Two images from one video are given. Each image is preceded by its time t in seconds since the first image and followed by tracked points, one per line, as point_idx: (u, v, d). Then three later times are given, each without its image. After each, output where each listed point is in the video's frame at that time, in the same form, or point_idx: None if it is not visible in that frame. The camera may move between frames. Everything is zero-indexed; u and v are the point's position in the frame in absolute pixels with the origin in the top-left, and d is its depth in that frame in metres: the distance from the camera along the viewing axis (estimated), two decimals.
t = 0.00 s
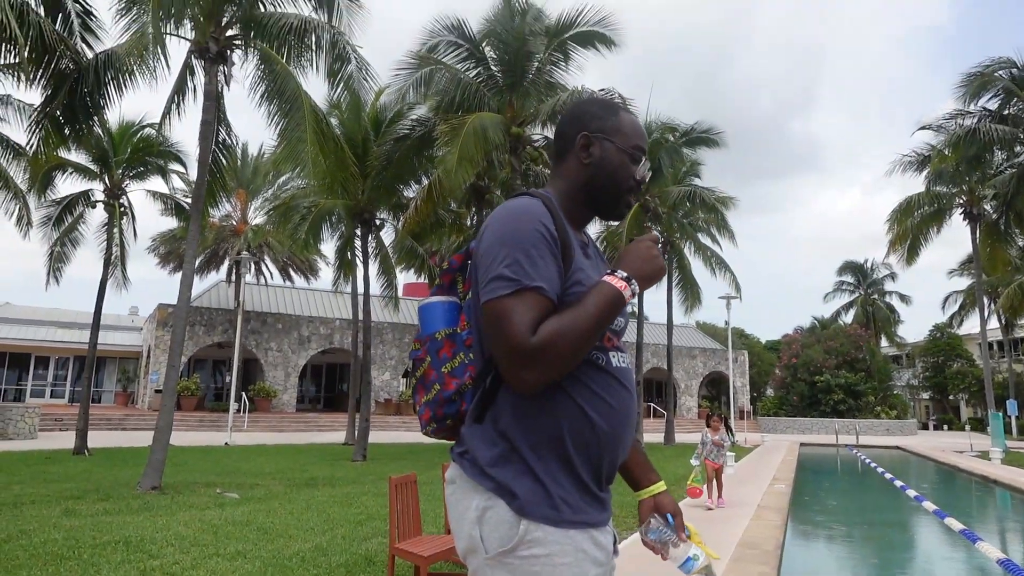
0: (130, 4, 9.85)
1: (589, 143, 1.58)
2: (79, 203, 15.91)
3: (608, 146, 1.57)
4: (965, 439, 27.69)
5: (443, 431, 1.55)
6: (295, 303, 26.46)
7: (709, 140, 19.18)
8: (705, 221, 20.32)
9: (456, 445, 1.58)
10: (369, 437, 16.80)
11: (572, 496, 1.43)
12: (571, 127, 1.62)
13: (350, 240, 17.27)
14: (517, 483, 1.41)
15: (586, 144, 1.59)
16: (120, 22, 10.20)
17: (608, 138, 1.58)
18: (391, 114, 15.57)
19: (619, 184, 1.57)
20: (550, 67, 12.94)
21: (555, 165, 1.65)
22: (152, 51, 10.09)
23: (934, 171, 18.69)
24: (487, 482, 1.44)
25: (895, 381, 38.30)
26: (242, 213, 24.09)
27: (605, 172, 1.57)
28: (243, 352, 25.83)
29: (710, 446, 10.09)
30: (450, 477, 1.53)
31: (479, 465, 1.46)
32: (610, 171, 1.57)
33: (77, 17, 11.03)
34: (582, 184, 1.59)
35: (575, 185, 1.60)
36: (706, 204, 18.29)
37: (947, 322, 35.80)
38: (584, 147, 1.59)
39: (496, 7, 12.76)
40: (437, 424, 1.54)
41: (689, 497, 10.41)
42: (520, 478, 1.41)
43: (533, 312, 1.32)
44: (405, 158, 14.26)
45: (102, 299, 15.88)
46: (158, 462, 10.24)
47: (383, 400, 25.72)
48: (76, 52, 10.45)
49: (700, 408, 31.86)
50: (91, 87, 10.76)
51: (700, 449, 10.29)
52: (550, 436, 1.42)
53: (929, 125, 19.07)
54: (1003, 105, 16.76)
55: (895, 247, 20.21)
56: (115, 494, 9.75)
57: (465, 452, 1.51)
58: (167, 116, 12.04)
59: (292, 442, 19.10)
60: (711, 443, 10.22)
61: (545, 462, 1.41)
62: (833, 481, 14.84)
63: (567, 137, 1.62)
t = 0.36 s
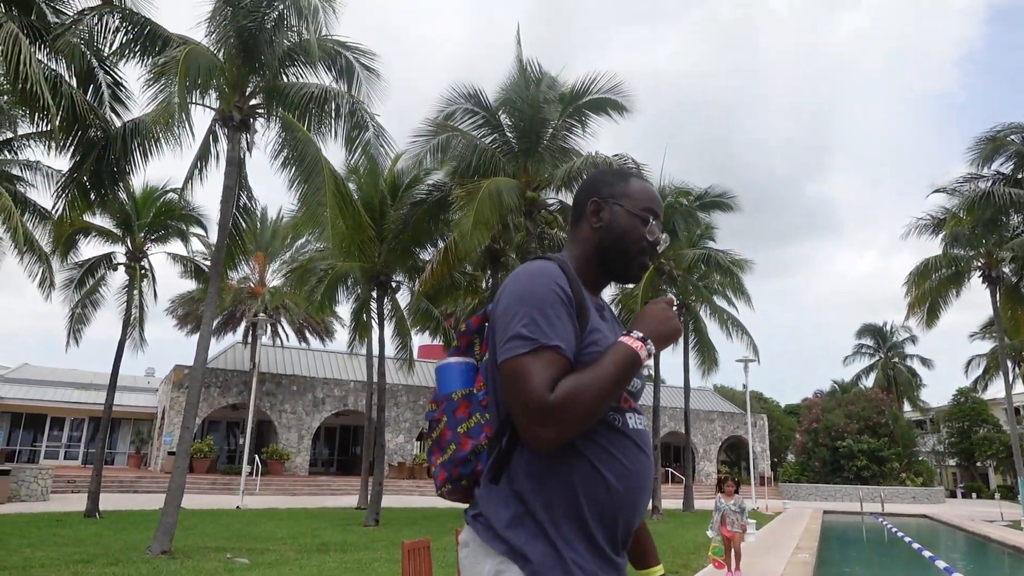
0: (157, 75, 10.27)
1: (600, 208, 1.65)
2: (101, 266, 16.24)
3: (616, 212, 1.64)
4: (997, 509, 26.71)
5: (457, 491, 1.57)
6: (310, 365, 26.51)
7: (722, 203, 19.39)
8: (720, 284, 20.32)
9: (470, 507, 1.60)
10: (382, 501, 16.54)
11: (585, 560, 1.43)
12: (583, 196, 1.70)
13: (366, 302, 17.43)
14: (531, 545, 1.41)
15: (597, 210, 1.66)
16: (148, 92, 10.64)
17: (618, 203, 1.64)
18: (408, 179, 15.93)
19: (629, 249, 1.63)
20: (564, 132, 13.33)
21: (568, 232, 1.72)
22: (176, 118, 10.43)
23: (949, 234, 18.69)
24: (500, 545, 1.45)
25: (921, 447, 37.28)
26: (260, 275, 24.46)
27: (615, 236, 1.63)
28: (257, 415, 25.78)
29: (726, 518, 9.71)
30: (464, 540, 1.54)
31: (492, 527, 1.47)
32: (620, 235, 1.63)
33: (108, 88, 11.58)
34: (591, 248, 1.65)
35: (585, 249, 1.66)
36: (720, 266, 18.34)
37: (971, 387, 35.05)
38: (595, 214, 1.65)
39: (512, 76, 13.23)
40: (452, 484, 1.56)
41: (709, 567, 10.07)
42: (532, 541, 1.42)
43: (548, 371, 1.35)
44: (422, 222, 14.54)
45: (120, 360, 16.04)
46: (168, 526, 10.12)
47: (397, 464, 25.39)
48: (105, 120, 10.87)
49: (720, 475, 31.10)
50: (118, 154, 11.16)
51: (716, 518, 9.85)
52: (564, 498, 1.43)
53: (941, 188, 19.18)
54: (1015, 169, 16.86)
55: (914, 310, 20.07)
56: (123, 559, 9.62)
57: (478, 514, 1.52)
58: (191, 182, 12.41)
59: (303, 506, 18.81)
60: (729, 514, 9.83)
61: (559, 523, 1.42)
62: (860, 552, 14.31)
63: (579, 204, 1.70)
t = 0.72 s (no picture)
0: (172, 100, 10.45)
1: (597, 233, 1.69)
2: (113, 287, 16.38)
3: (614, 235, 1.67)
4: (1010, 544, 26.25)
5: (463, 522, 1.59)
6: (318, 389, 26.50)
7: (731, 231, 19.42)
8: (729, 312, 20.28)
9: (478, 536, 1.62)
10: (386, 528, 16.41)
11: None
12: (582, 222, 1.74)
13: (375, 326, 17.48)
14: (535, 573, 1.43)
15: (594, 236, 1.70)
16: (162, 116, 10.83)
17: (614, 227, 1.68)
18: (418, 205, 16.05)
19: (627, 270, 1.65)
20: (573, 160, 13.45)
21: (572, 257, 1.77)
22: (189, 142, 10.58)
23: (959, 265, 18.62)
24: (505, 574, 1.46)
25: (932, 480, 36.74)
26: (269, 298, 24.59)
27: (614, 259, 1.66)
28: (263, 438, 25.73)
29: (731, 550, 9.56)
30: (473, 569, 1.56)
31: (497, 555, 1.49)
32: (618, 255, 1.65)
33: (124, 112, 11.81)
34: (591, 273, 1.69)
35: (585, 273, 1.70)
36: (729, 294, 18.32)
37: (983, 419, 34.60)
38: (592, 239, 1.70)
39: (522, 104, 13.42)
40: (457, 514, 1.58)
41: None
42: (537, 569, 1.44)
43: (543, 401, 1.38)
44: (431, 247, 14.64)
45: (129, 382, 16.11)
46: (171, 549, 10.06)
47: (402, 490, 25.22)
48: (121, 143, 11.06)
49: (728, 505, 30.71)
50: (132, 176, 11.33)
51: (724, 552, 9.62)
52: (566, 525, 1.44)
53: (951, 219, 19.15)
54: None
55: (924, 341, 19.98)
56: None
57: (485, 543, 1.55)
58: (203, 205, 12.57)
59: (307, 532, 18.67)
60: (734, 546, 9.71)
61: (561, 552, 1.43)
62: None
63: (578, 231, 1.75)
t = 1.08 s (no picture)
0: (175, 110, 10.52)
1: (589, 250, 1.74)
2: (110, 296, 16.38)
3: (606, 249, 1.71)
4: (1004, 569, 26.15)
5: (460, 538, 1.62)
6: (313, 401, 26.41)
7: (728, 251, 19.50)
8: (726, 331, 20.31)
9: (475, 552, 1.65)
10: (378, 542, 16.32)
11: None
12: (574, 240, 1.79)
13: (371, 339, 17.49)
14: None
15: (586, 253, 1.74)
16: (165, 126, 10.90)
17: (605, 242, 1.72)
18: (418, 219, 16.12)
19: (618, 285, 1.69)
20: (573, 178, 13.54)
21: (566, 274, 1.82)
22: (191, 152, 10.62)
23: (955, 288, 18.70)
24: None
25: (927, 503, 36.64)
26: (267, 309, 24.59)
27: (604, 273, 1.70)
28: (257, 450, 25.61)
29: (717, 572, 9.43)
30: None
31: (494, 569, 1.52)
32: (609, 271, 1.70)
33: (127, 122, 11.89)
34: (584, 289, 1.73)
35: (578, 289, 1.74)
36: (725, 313, 18.36)
37: (978, 443, 34.56)
38: (584, 256, 1.74)
39: (524, 121, 13.53)
40: (455, 531, 1.62)
41: None
42: None
43: (535, 417, 1.42)
44: (430, 261, 14.69)
45: (123, 391, 16.08)
46: (161, 560, 10.00)
47: (395, 505, 25.09)
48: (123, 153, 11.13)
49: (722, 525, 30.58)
50: (133, 185, 11.40)
51: None
52: (563, 539, 1.47)
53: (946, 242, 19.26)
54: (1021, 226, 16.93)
55: (919, 363, 20.01)
56: None
57: (482, 556, 1.58)
58: (203, 215, 12.62)
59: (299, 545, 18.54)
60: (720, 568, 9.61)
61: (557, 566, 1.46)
62: None
63: (570, 249, 1.80)
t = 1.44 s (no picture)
0: (163, 101, 10.44)
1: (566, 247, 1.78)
2: (94, 287, 16.22)
3: (581, 244, 1.75)
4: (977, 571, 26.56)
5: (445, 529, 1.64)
6: (297, 397, 26.28)
7: (714, 252, 19.60)
8: (710, 333, 20.44)
9: (459, 545, 1.66)
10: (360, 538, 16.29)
11: None
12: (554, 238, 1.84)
13: (357, 335, 17.45)
14: None
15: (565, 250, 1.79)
16: (153, 117, 10.82)
17: (581, 238, 1.76)
18: (406, 215, 16.09)
19: (592, 279, 1.72)
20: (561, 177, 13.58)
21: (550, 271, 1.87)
22: (178, 145, 10.53)
23: (935, 294, 18.95)
24: None
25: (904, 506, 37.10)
26: (252, 303, 24.44)
27: (580, 268, 1.74)
28: (240, 445, 25.46)
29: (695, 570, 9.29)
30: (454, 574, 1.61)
31: (478, 561, 1.54)
32: (588, 267, 1.72)
33: (114, 112, 11.78)
34: (564, 284, 1.78)
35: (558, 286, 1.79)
36: (710, 315, 18.48)
37: (956, 447, 35.00)
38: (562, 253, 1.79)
39: (515, 119, 13.54)
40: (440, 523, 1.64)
41: None
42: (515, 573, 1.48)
43: (516, 406, 1.44)
44: (417, 258, 14.67)
45: (105, 383, 15.93)
46: (141, 554, 9.92)
47: (378, 501, 25.05)
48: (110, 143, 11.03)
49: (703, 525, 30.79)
50: (119, 176, 11.30)
51: None
52: (545, 530, 1.49)
53: (929, 249, 19.49)
54: (1001, 234, 17.16)
55: (899, 367, 20.26)
56: None
57: (466, 548, 1.59)
58: (190, 207, 12.55)
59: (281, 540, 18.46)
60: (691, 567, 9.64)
61: (538, 555, 1.48)
62: None
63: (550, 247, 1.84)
